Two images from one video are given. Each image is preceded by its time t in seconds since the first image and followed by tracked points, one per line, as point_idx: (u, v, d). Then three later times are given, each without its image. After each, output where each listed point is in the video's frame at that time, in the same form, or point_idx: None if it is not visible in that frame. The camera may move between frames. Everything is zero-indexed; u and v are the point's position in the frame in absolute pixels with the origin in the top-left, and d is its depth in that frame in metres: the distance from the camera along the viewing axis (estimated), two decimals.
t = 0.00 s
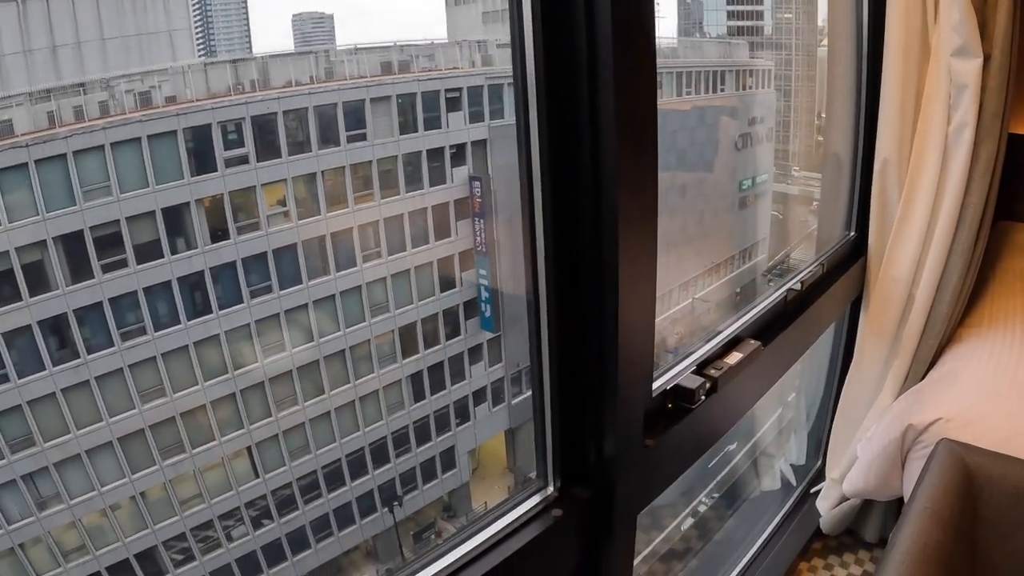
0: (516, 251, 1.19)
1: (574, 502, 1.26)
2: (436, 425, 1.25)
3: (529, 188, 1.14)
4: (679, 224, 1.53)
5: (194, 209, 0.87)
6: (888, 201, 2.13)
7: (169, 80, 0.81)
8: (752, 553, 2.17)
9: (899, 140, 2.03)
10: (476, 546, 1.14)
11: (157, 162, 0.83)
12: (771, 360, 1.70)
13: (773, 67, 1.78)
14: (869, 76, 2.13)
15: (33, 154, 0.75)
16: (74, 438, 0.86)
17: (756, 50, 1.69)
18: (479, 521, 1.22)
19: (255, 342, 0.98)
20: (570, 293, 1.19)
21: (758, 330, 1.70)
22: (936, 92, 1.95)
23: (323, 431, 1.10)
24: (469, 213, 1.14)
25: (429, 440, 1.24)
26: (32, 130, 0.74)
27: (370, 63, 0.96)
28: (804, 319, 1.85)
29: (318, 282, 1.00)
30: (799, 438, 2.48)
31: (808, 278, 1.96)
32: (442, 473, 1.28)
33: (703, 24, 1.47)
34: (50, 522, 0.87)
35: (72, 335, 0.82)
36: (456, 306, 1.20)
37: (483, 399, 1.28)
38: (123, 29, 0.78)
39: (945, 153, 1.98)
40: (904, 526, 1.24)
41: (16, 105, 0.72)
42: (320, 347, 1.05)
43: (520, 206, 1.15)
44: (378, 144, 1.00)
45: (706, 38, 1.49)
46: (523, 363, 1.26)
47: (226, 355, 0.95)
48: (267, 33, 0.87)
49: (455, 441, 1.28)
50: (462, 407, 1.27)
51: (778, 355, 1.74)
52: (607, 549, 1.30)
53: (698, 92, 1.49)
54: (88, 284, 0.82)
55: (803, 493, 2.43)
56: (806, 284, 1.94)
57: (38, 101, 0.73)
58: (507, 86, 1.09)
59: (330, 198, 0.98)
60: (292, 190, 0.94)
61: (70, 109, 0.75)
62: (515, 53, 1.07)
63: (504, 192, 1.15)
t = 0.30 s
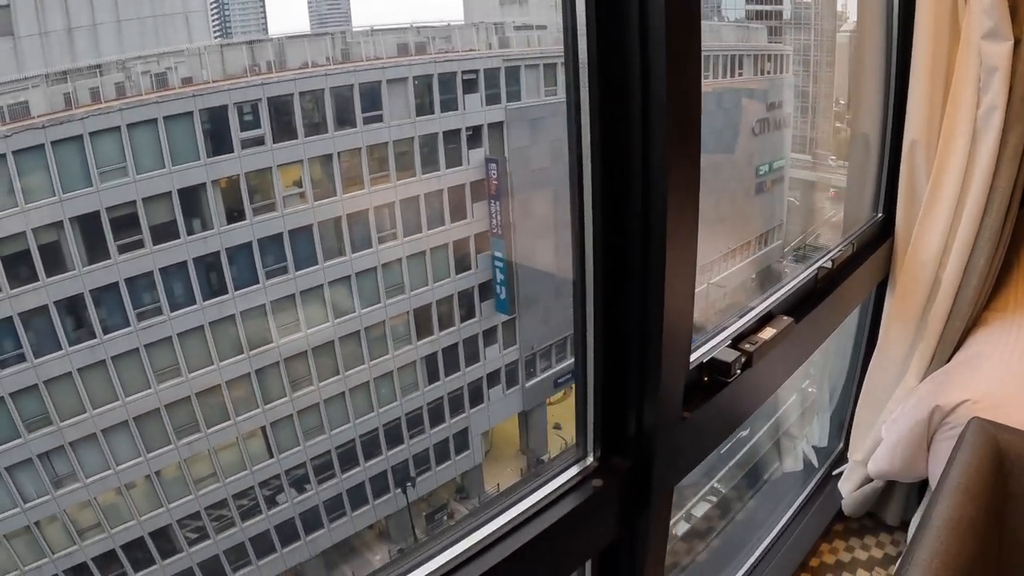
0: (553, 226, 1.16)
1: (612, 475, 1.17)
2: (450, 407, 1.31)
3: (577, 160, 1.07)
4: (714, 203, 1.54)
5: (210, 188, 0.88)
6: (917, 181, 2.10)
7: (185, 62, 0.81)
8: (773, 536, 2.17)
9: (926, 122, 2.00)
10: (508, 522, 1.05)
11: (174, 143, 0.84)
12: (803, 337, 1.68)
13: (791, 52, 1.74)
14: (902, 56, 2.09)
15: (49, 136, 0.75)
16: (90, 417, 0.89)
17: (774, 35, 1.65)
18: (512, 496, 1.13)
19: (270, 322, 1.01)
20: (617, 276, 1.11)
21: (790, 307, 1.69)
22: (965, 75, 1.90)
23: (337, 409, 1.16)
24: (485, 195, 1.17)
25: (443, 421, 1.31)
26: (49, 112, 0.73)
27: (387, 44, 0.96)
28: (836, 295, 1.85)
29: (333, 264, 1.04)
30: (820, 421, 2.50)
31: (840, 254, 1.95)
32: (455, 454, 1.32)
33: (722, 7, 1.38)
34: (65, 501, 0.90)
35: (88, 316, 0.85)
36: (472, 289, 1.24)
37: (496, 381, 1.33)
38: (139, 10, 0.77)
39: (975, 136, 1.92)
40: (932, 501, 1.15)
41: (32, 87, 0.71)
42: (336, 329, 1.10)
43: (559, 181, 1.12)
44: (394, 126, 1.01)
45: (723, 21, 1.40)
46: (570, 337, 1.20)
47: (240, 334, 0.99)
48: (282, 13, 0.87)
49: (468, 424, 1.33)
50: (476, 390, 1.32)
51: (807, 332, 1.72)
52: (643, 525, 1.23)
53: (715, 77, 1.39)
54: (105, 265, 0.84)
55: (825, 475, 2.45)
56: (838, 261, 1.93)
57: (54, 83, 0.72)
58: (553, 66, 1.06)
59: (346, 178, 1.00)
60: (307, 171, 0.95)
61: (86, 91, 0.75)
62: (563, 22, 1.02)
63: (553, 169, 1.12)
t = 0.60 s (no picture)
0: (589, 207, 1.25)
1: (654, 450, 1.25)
2: (466, 389, 1.38)
3: (631, 148, 1.13)
4: (758, 180, 1.54)
5: (229, 169, 0.90)
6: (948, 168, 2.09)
7: (204, 43, 0.79)
8: (797, 519, 2.24)
9: (959, 109, 1.98)
10: (547, 500, 1.13)
11: (192, 124, 0.84)
12: (837, 317, 1.71)
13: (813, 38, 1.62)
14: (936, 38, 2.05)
15: (69, 117, 0.74)
16: (109, 395, 0.92)
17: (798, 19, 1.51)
18: (556, 471, 1.22)
19: (288, 301, 1.04)
20: (666, 262, 1.17)
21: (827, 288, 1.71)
22: (999, 61, 1.87)
23: (354, 390, 1.20)
24: (502, 178, 1.19)
25: (460, 404, 1.38)
26: (69, 94, 0.72)
27: (406, 27, 0.95)
28: (870, 277, 1.86)
29: (352, 245, 1.08)
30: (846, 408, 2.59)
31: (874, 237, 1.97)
32: (470, 437, 1.39)
33: None
34: (82, 479, 0.93)
35: (107, 296, 0.87)
36: (489, 272, 1.31)
37: (512, 365, 1.43)
38: None
39: (1007, 122, 1.90)
40: (971, 488, 1.08)
41: (51, 69, 0.70)
42: (354, 309, 1.13)
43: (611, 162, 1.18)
44: (414, 108, 1.03)
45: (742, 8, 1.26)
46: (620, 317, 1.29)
47: (258, 315, 1.02)
48: None
49: (484, 407, 1.41)
50: (492, 372, 1.41)
51: (844, 312, 1.76)
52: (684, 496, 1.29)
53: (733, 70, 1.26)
54: (124, 245, 0.85)
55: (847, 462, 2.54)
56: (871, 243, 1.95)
57: (74, 65, 0.71)
58: (587, 50, 1.10)
59: (365, 160, 1.02)
60: (326, 153, 0.97)
61: (105, 73, 0.74)
62: (622, 17, 1.05)
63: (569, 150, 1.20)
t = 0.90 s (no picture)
0: (610, 193, 1.30)
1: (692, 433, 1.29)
2: (483, 371, 1.41)
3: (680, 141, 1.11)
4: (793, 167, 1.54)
5: (249, 150, 0.90)
6: (981, 156, 2.07)
7: (225, 24, 0.80)
8: (824, 503, 2.28)
9: (993, 97, 1.95)
10: (546, 508, 1.13)
11: (213, 105, 0.85)
12: (871, 303, 1.72)
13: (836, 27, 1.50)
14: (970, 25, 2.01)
15: (91, 98, 0.76)
16: (128, 373, 0.94)
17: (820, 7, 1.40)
18: (589, 456, 1.25)
19: (307, 283, 1.05)
20: (711, 256, 1.17)
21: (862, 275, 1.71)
22: None
23: (371, 371, 1.20)
24: (523, 162, 1.23)
25: (477, 387, 1.40)
26: (90, 75, 0.74)
27: (428, 10, 0.95)
28: (904, 263, 1.86)
29: (371, 227, 1.08)
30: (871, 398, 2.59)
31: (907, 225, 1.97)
32: (486, 421, 1.42)
33: None
34: (100, 457, 0.96)
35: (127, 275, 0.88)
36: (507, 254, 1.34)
37: (530, 349, 1.47)
38: None
39: None
40: (1005, 479, 0.94)
41: (73, 49, 0.72)
42: (372, 291, 1.14)
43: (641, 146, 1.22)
44: (434, 91, 1.03)
45: None
46: (658, 302, 1.30)
47: (277, 295, 1.03)
48: None
49: (501, 390, 1.43)
50: (510, 355, 1.44)
51: (878, 299, 1.76)
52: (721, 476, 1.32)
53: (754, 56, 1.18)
54: (144, 225, 0.86)
55: (872, 452, 2.55)
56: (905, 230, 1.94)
57: (95, 45, 0.73)
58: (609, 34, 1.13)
59: (385, 142, 1.02)
60: (346, 135, 0.98)
61: (127, 54, 0.76)
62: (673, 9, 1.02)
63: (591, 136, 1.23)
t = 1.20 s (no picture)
0: (630, 179, 1.34)
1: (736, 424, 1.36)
2: (502, 356, 1.42)
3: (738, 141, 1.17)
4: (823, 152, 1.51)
5: (270, 132, 0.91)
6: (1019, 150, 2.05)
7: (248, 5, 0.81)
8: (852, 497, 2.33)
9: None
10: (588, 500, 1.19)
11: (234, 87, 0.86)
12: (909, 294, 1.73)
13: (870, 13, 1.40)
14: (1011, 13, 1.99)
15: (112, 79, 0.77)
16: (146, 352, 0.95)
17: None
18: (638, 443, 1.33)
19: (326, 266, 1.06)
20: (768, 248, 1.22)
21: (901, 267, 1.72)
22: None
23: (389, 352, 1.23)
24: (545, 148, 1.22)
25: (495, 370, 1.42)
26: (111, 56, 0.75)
27: None
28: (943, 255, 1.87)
29: (391, 211, 1.11)
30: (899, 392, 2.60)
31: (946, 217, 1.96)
32: (502, 406, 1.44)
33: None
34: (118, 435, 0.97)
35: (147, 255, 0.89)
36: (528, 240, 1.34)
37: (549, 335, 1.48)
38: None
39: None
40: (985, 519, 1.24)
41: (96, 31, 0.72)
42: (391, 274, 1.16)
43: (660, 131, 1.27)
44: (456, 75, 1.04)
45: None
46: (712, 294, 1.38)
47: (296, 276, 1.03)
48: None
49: (518, 375, 1.46)
50: (528, 341, 1.45)
51: (916, 291, 1.77)
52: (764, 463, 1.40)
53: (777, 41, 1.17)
54: (165, 206, 0.87)
55: (899, 445, 2.61)
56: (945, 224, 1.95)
57: (118, 27, 0.73)
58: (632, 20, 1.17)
59: (407, 126, 1.04)
60: (367, 118, 0.98)
61: (148, 35, 0.76)
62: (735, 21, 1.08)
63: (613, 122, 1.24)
